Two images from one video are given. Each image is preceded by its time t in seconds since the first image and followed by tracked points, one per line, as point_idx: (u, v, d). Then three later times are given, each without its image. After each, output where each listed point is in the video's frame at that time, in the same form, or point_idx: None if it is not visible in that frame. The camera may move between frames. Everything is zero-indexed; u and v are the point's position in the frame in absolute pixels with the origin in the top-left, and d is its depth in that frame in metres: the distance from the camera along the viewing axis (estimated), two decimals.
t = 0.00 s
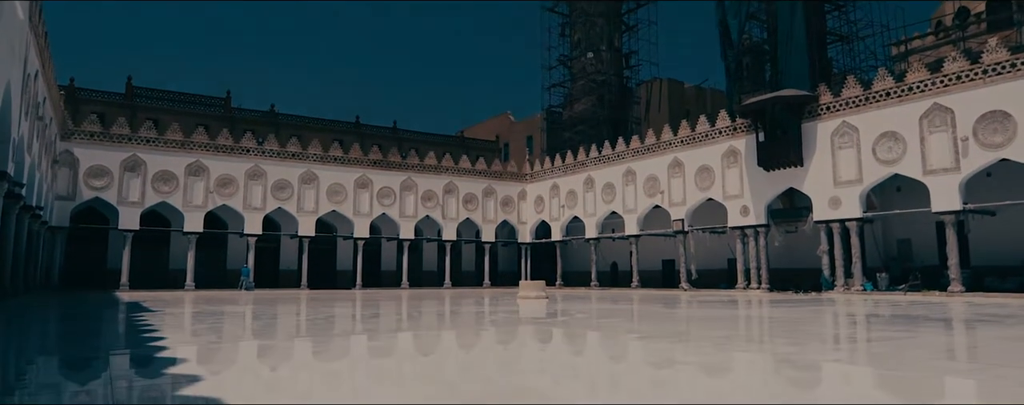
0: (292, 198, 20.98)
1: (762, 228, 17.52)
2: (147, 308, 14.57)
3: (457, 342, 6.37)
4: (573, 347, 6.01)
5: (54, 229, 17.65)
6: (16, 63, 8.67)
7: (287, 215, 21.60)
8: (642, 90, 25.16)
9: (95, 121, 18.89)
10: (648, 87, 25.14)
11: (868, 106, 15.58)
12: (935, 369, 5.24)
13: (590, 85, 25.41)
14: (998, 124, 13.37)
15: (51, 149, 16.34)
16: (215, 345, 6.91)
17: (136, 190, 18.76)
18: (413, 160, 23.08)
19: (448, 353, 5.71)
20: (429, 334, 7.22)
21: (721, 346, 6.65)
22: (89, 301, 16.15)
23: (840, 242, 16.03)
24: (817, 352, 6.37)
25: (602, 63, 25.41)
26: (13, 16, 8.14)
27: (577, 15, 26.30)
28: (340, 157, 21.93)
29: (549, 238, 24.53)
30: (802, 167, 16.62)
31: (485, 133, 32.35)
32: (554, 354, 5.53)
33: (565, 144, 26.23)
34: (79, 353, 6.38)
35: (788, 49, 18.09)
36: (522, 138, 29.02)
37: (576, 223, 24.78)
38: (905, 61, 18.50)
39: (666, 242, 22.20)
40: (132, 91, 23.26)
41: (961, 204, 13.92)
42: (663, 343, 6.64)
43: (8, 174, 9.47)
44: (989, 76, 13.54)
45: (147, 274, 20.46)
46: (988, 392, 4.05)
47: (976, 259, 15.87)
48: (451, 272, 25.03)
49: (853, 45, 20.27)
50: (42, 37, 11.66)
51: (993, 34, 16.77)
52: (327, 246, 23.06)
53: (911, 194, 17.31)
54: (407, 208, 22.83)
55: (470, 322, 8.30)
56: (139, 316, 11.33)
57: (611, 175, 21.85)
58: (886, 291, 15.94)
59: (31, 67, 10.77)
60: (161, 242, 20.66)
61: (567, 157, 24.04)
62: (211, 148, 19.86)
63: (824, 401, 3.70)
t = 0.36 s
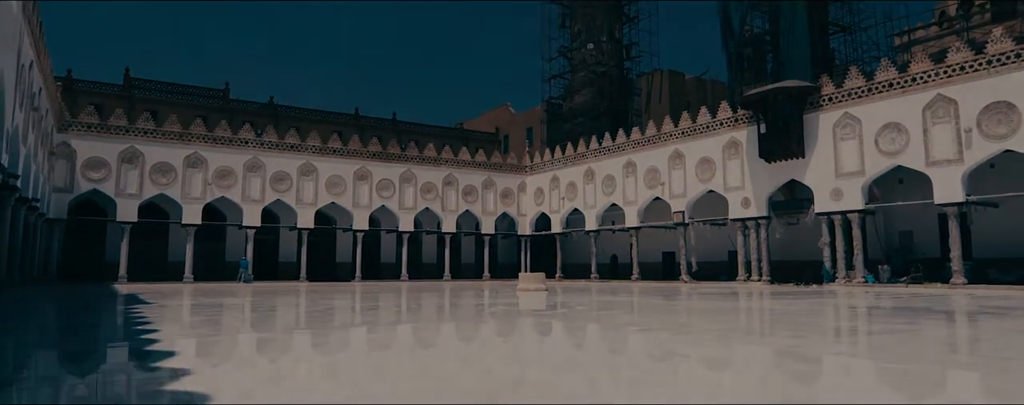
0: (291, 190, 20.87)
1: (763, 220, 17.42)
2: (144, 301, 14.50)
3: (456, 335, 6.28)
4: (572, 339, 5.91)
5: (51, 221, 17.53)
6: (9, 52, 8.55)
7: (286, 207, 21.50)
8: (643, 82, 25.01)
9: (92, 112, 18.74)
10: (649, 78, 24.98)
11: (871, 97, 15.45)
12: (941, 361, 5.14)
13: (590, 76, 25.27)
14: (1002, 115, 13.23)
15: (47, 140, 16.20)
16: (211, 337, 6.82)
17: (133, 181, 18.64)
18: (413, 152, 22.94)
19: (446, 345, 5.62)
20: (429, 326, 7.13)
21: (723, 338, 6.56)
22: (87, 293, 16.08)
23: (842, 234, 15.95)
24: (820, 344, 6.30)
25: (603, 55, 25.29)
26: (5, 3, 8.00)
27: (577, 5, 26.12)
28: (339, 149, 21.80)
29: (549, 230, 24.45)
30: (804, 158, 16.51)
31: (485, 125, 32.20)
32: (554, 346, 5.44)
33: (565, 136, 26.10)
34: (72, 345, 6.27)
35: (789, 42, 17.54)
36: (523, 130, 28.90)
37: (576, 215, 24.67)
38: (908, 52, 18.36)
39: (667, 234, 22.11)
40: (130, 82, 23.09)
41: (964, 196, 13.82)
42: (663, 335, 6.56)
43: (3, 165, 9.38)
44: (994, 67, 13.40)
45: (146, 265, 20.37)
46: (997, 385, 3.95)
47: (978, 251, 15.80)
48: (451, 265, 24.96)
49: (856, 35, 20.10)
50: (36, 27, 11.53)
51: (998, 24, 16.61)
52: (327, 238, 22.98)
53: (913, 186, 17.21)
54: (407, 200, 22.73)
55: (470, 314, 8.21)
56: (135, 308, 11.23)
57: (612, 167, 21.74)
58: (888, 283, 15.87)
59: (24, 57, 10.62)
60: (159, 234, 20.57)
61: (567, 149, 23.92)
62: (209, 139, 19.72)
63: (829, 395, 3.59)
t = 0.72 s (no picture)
0: (289, 183, 20.76)
1: (764, 212, 17.32)
2: (142, 294, 14.41)
3: (454, 328, 6.19)
4: (572, 333, 5.82)
5: (48, 214, 17.42)
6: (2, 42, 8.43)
7: (285, 200, 21.39)
8: (643, 74, 24.84)
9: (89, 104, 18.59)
10: (649, 70, 24.83)
11: (873, 89, 15.33)
12: (945, 355, 5.05)
13: (591, 68, 25.13)
14: (1005, 107, 13.11)
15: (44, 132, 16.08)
16: (206, 330, 6.73)
17: (131, 174, 18.52)
18: (412, 145, 22.81)
19: (443, 338, 5.53)
20: (427, 319, 7.04)
21: (725, 331, 6.47)
22: (84, 286, 16.01)
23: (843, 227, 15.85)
24: (822, 337, 6.21)
25: (603, 47, 25.13)
26: None
27: None
28: (337, 141, 21.67)
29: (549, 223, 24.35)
30: (806, 150, 16.40)
31: (485, 117, 32.06)
32: (553, 339, 5.34)
33: (565, 128, 25.96)
34: (65, 339, 6.18)
35: (787, 25, 16.32)
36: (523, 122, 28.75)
37: (576, 208, 24.57)
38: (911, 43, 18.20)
39: (667, 227, 22.02)
40: (128, 74, 22.91)
41: (967, 188, 13.71)
42: (664, 328, 6.48)
43: None
44: (997, 58, 13.27)
45: (144, 259, 20.28)
46: (1002, 379, 3.85)
47: (981, 243, 15.70)
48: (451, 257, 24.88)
49: (858, 27, 19.93)
50: (31, 17, 11.40)
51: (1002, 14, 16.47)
52: (326, 231, 22.89)
53: (915, 178, 17.11)
54: (406, 193, 22.62)
55: (469, 307, 8.13)
56: (132, 301, 11.14)
57: (611, 159, 21.64)
58: (890, 276, 15.79)
59: (18, 47, 10.48)
60: (157, 227, 20.47)
61: (567, 141, 23.79)
62: (206, 131, 19.59)
63: (834, 389, 3.49)
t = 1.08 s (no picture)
0: (287, 176, 20.64)
1: (765, 206, 17.20)
2: (138, 288, 14.32)
3: (452, 322, 6.08)
4: (571, 327, 5.71)
5: (45, 208, 17.30)
6: None
7: (283, 194, 21.27)
8: (643, 67, 24.69)
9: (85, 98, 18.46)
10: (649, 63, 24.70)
11: (875, 81, 15.21)
12: (951, 350, 4.93)
13: (591, 61, 24.99)
14: (1010, 99, 12.98)
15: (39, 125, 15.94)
16: (200, 325, 6.62)
17: (128, 168, 18.40)
18: (411, 138, 22.68)
19: (440, 333, 5.41)
20: (426, 314, 6.94)
21: (726, 325, 6.37)
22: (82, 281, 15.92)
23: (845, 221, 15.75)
24: (826, 331, 6.10)
25: (603, 39, 24.97)
26: None
27: None
28: (336, 135, 21.54)
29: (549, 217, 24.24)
30: (807, 144, 16.28)
31: (485, 111, 31.92)
32: (552, 334, 5.23)
33: (564, 122, 25.82)
34: (55, 334, 6.06)
35: (788, 15, 15.97)
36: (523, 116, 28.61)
37: (575, 202, 24.46)
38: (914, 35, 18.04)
39: (667, 220, 21.92)
40: (125, 68, 22.76)
41: (970, 182, 13.58)
42: (665, 323, 6.38)
43: None
44: (1001, 49, 13.12)
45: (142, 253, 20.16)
46: (1012, 373, 3.73)
47: (983, 237, 15.60)
48: (450, 251, 24.78)
49: (860, 19, 19.76)
50: (24, 8, 11.25)
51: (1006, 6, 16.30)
52: (324, 225, 22.78)
53: (917, 171, 16.99)
54: (405, 186, 22.51)
55: (468, 302, 8.03)
56: (128, 296, 11.04)
57: (611, 153, 21.52)
58: (891, 269, 15.70)
59: (11, 39, 10.36)
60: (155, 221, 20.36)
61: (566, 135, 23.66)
62: (204, 125, 19.46)
63: (846, 385, 3.34)
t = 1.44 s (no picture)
0: (285, 171, 20.48)
1: (767, 200, 17.05)
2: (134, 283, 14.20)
3: (451, 318, 5.94)
4: (572, 323, 5.57)
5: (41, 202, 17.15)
6: None
7: (281, 189, 21.10)
8: (644, 60, 24.51)
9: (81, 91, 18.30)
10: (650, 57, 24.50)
11: (879, 74, 15.05)
12: (963, 346, 4.79)
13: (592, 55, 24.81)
14: (1015, 91, 12.82)
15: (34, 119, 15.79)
16: (194, 321, 6.50)
17: (125, 161, 18.24)
18: (410, 132, 22.51)
19: (438, 328, 5.27)
20: (424, 309, 6.81)
21: (731, 320, 6.25)
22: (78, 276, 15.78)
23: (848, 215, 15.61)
24: (833, 326, 5.96)
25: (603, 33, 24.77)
26: None
27: None
28: (334, 129, 21.37)
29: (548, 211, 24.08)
30: (809, 137, 16.12)
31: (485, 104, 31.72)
32: (552, 329, 5.09)
33: (564, 116, 25.66)
34: (46, 330, 5.93)
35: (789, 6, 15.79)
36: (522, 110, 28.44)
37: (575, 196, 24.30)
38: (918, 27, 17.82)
39: (668, 215, 21.77)
40: (122, 61, 22.59)
41: (974, 175, 13.42)
42: (668, 318, 6.24)
43: None
44: (1007, 41, 12.95)
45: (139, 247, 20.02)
46: None
47: (987, 231, 15.46)
48: (450, 246, 24.64)
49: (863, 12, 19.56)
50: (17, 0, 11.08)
51: None
52: (323, 219, 22.63)
53: (921, 165, 16.83)
54: (404, 181, 22.36)
55: (468, 297, 7.90)
56: (124, 291, 10.91)
57: (612, 147, 21.36)
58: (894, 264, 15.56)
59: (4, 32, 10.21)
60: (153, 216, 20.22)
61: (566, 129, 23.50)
62: (201, 118, 19.30)
63: (863, 382, 3.16)
